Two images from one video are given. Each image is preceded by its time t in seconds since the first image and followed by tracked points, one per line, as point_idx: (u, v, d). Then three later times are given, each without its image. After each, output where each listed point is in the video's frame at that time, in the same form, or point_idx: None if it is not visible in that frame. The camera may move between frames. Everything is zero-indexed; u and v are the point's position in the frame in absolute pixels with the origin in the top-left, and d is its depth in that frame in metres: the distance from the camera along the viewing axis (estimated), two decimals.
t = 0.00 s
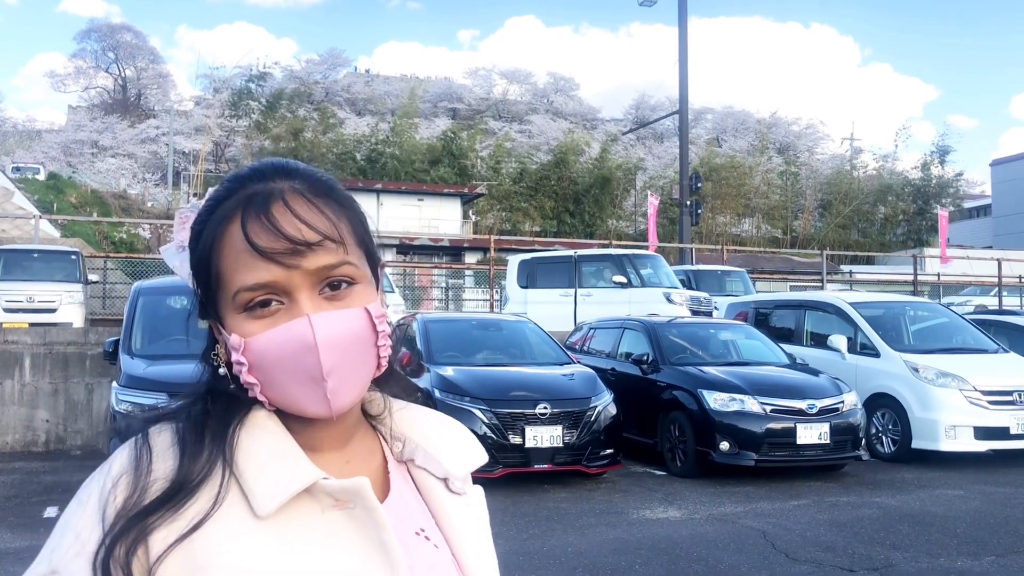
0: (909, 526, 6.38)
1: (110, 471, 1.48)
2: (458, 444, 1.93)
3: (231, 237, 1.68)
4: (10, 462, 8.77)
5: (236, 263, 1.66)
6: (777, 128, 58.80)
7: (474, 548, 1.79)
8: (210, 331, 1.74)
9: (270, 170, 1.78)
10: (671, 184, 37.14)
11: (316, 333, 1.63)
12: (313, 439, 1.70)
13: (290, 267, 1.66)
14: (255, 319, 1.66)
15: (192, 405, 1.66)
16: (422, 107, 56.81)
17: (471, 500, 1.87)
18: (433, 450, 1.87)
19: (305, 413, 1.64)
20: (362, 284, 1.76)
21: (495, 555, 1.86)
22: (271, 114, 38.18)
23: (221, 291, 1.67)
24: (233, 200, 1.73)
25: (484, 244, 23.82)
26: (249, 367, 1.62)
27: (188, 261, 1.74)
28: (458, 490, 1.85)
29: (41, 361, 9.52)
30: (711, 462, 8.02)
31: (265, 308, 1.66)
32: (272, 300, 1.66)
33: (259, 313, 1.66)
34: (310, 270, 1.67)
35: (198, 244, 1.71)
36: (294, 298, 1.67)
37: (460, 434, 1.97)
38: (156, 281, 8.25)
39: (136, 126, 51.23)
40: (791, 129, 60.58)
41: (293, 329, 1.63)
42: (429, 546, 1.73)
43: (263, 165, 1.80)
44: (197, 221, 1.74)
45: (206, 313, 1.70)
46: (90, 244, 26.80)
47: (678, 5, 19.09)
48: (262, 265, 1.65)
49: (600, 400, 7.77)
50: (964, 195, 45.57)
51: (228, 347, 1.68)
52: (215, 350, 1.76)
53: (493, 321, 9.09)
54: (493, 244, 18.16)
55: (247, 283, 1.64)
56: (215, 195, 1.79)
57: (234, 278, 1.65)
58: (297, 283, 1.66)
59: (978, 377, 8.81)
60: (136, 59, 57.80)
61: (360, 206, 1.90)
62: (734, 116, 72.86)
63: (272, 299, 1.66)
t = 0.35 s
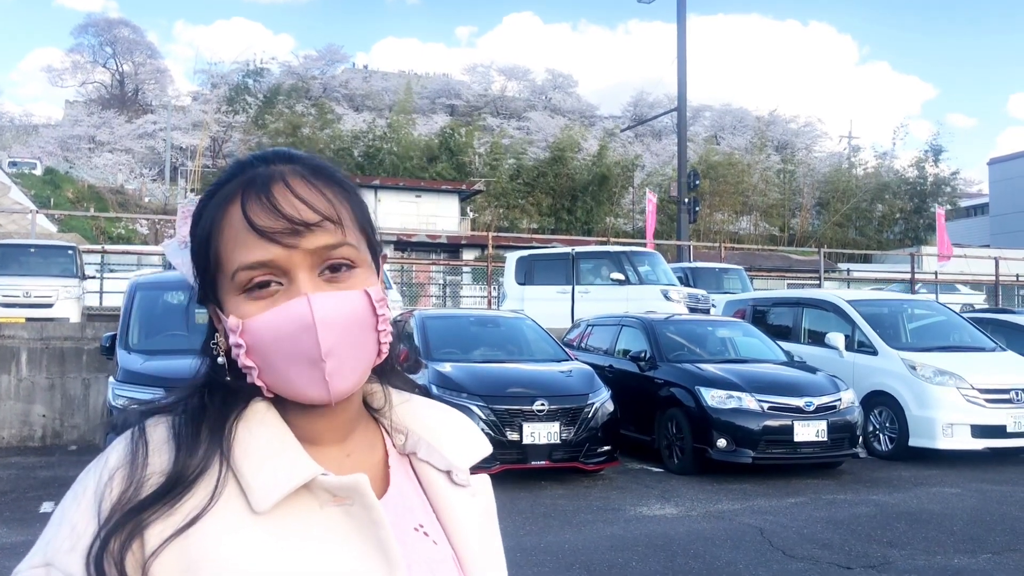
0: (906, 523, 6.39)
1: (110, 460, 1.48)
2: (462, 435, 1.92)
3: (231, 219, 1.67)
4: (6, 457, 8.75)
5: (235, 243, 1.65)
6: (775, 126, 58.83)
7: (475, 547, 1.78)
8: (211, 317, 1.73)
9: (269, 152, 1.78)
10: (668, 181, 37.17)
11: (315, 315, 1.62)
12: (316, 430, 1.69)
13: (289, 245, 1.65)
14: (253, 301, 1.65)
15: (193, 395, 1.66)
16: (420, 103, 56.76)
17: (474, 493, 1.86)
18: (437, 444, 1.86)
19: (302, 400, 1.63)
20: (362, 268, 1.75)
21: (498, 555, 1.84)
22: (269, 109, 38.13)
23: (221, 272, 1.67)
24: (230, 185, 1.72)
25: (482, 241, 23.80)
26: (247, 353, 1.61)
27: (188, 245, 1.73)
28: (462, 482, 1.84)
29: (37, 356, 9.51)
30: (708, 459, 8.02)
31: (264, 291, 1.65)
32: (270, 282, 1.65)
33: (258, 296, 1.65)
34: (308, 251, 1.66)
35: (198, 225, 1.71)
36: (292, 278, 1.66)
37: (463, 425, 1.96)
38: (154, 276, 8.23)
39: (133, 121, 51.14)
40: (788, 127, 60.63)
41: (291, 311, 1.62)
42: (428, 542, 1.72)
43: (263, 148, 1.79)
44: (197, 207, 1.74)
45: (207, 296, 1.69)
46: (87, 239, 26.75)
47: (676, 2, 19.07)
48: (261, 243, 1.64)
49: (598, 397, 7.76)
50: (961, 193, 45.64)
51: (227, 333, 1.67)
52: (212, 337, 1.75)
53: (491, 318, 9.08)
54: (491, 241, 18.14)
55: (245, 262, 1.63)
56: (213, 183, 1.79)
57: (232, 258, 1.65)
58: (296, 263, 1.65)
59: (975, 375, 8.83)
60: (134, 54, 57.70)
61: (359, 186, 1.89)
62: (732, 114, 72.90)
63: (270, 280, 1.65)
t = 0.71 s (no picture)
0: (904, 521, 6.40)
1: (107, 456, 1.47)
2: (454, 440, 1.93)
3: (236, 219, 1.66)
4: (4, 454, 8.74)
5: (240, 240, 1.64)
6: (773, 124, 58.92)
7: (469, 547, 1.79)
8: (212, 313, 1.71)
9: (274, 151, 1.77)
10: (666, 179, 37.17)
11: (319, 311, 1.61)
12: (310, 428, 1.69)
13: (293, 243, 1.64)
14: (260, 295, 1.64)
15: (189, 393, 1.65)
16: (417, 101, 56.70)
17: (463, 495, 1.86)
18: (429, 445, 1.85)
19: (299, 395, 1.62)
20: (366, 269, 1.75)
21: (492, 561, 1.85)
22: (267, 106, 38.14)
23: (226, 267, 1.65)
24: (235, 183, 1.71)
25: (479, 238, 23.79)
26: (249, 345, 1.60)
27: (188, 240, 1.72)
28: (453, 484, 1.84)
29: (35, 353, 9.51)
30: (706, 458, 8.02)
31: (270, 284, 1.64)
32: (277, 277, 1.64)
33: (265, 290, 1.64)
34: (316, 249, 1.66)
35: (205, 219, 1.70)
36: (298, 275, 1.65)
37: (455, 425, 1.97)
38: (151, 273, 8.22)
39: (131, 118, 51.09)
40: (786, 125, 60.65)
41: (294, 307, 1.61)
42: (423, 540, 1.73)
43: (267, 148, 1.79)
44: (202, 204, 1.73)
45: (211, 294, 1.67)
46: (84, 236, 26.73)
47: None
48: (267, 241, 1.63)
49: (595, 394, 7.77)
50: (958, 191, 45.70)
51: (228, 325, 1.66)
52: (210, 332, 1.74)
53: (489, 315, 9.08)
54: (488, 238, 18.12)
55: (251, 259, 1.63)
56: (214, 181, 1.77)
57: (237, 255, 1.64)
58: (304, 259, 1.65)
59: (972, 373, 8.83)
60: (132, 51, 57.65)
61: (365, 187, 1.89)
62: (730, 113, 72.99)
63: (275, 276, 1.64)
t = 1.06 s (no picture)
0: (906, 520, 6.39)
1: (77, 468, 1.44)
2: (429, 435, 1.98)
3: (341, 193, 1.70)
4: (5, 454, 8.74)
5: (335, 214, 1.68)
6: (774, 123, 58.83)
7: (451, 533, 1.86)
8: (247, 267, 1.69)
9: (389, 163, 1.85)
10: (667, 178, 37.17)
11: (376, 310, 1.65)
12: (285, 425, 1.64)
13: (388, 241, 1.70)
14: (324, 270, 1.66)
15: (168, 383, 1.60)
16: (418, 99, 56.64)
17: (441, 483, 1.94)
18: (403, 439, 1.90)
19: (309, 389, 1.60)
20: (410, 297, 1.80)
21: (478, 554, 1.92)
22: (267, 106, 38.09)
23: (308, 228, 1.66)
24: (345, 165, 1.76)
25: (480, 237, 23.78)
26: (292, 307, 1.60)
27: (277, 187, 1.74)
28: (430, 473, 1.91)
29: (36, 352, 9.51)
30: (707, 457, 8.02)
31: (337, 267, 1.67)
32: (348, 263, 1.67)
33: (331, 269, 1.66)
34: (397, 259, 1.71)
35: (300, 182, 1.71)
36: (368, 270, 1.69)
37: (428, 424, 2.01)
38: (151, 272, 8.22)
39: (132, 117, 51.06)
40: (787, 124, 60.57)
41: (356, 299, 1.64)
42: (404, 531, 1.76)
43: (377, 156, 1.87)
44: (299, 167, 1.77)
45: (268, 244, 1.66)
46: (85, 235, 26.70)
47: None
48: (364, 227, 1.68)
49: (596, 393, 7.76)
50: (959, 189, 45.70)
51: (268, 287, 1.65)
52: (228, 289, 1.73)
53: (489, 314, 9.06)
54: (489, 237, 18.10)
55: (341, 234, 1.66)
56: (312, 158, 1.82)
57: (325, 225, 1.66)
58: (381, 259, 1.69)
59: (973, 372, 8.82)
60: (133, 50, 57.63)
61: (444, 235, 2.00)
62: (731, 111, 72.89)
63: (346, 260, 1.67)
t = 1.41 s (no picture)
0: (908, 519, 6.38)
1: (95, 462, 1.44)
2: (439, 433, 1.97)
3: (334, 210, 1.67)
4: (7, 453, 8.74)
5: (328, 234, 1.65)
6: (776, 121, 58.80)
7: (463, 532, 1.85)
8: (247, 280, 1.72)
9: (387, 170, 1.80)
10: (669, 176, 37.22)
11: (373, 334, 1.64)
12: (296, 430, 1.65)
13: (382, 259, 1.67)
14: (320, 294, 1.65)
15: (171, 383, 1.62)
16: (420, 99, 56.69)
17: (453, 481, 1.93)
18: (415, 437, 1.90)
19: (314, 403, 1.62)
20: (414, 303, 1.78)
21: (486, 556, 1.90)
22: (269, 105, 38.11)
23: (300, 253, 1.65)
24: (340, 177, 1.72)
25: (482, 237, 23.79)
26: (291, 334, 1.61)
27: (270, 205, 1.71)
28: (441, 472, 1.91)
29: (38, 352, 9.51)
30: (709, 456, 8.01)
31: (333, 288, 1.65)
32: (343, 284, 1.65)
33: (326, 291, 1.65)
34: (392, 275, 1.68)
35: (291, 202, 1.69)
36: (365, 292, 1.67)
37: (438, 422, 2.01)
38: (152, 272, 8.23)
39: (134, 117, 51.11)
40: (789, 122, 60.51)
41: (354, 324, 1.64)
42: (417, 528, 1.75)
43: (378, 156, 1.82)
44: (291, 178, 1.73)
45: (267, 264, 1.67)
46: (88, 234, 26.72)
47: None
48: (357, 250, 1.66)
49: (598, 393, 7.76)
50: (962, 188, 45.72)
51: (271, 306, 1.66)
52: (232, 301, 1.75)
53: (492, 313, 9.05)
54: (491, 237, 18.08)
55: (333, 258, 1.64)
56: (311, 158, 1.79)
57: (320, 247, 1.64)
58: (377, 278, 1.67)
59: (976, 370, 8.81)
60: (135, 50, 57.68)
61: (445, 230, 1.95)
62: (733, 110, 72.86)
63: (343, 282, 1.65)
